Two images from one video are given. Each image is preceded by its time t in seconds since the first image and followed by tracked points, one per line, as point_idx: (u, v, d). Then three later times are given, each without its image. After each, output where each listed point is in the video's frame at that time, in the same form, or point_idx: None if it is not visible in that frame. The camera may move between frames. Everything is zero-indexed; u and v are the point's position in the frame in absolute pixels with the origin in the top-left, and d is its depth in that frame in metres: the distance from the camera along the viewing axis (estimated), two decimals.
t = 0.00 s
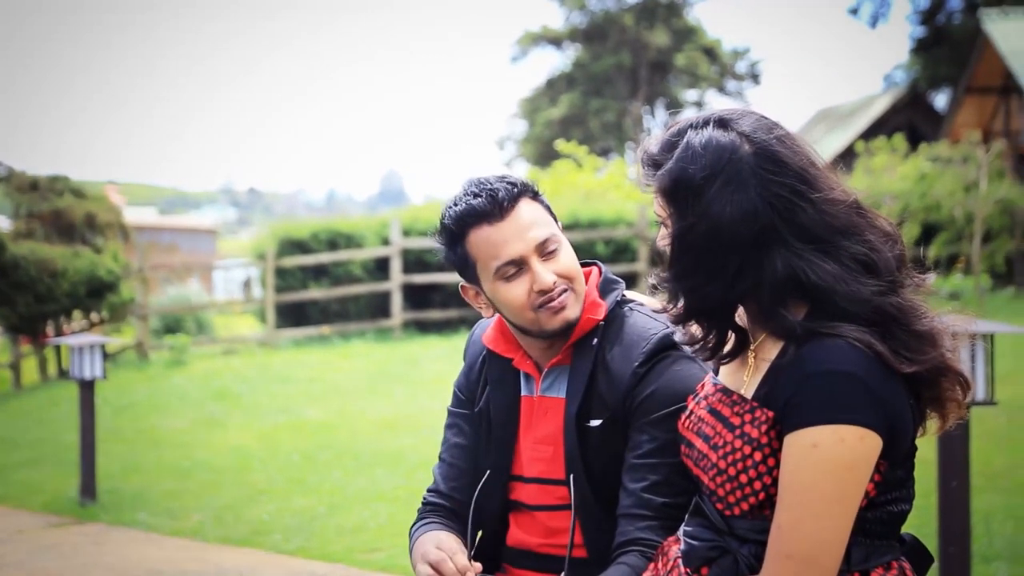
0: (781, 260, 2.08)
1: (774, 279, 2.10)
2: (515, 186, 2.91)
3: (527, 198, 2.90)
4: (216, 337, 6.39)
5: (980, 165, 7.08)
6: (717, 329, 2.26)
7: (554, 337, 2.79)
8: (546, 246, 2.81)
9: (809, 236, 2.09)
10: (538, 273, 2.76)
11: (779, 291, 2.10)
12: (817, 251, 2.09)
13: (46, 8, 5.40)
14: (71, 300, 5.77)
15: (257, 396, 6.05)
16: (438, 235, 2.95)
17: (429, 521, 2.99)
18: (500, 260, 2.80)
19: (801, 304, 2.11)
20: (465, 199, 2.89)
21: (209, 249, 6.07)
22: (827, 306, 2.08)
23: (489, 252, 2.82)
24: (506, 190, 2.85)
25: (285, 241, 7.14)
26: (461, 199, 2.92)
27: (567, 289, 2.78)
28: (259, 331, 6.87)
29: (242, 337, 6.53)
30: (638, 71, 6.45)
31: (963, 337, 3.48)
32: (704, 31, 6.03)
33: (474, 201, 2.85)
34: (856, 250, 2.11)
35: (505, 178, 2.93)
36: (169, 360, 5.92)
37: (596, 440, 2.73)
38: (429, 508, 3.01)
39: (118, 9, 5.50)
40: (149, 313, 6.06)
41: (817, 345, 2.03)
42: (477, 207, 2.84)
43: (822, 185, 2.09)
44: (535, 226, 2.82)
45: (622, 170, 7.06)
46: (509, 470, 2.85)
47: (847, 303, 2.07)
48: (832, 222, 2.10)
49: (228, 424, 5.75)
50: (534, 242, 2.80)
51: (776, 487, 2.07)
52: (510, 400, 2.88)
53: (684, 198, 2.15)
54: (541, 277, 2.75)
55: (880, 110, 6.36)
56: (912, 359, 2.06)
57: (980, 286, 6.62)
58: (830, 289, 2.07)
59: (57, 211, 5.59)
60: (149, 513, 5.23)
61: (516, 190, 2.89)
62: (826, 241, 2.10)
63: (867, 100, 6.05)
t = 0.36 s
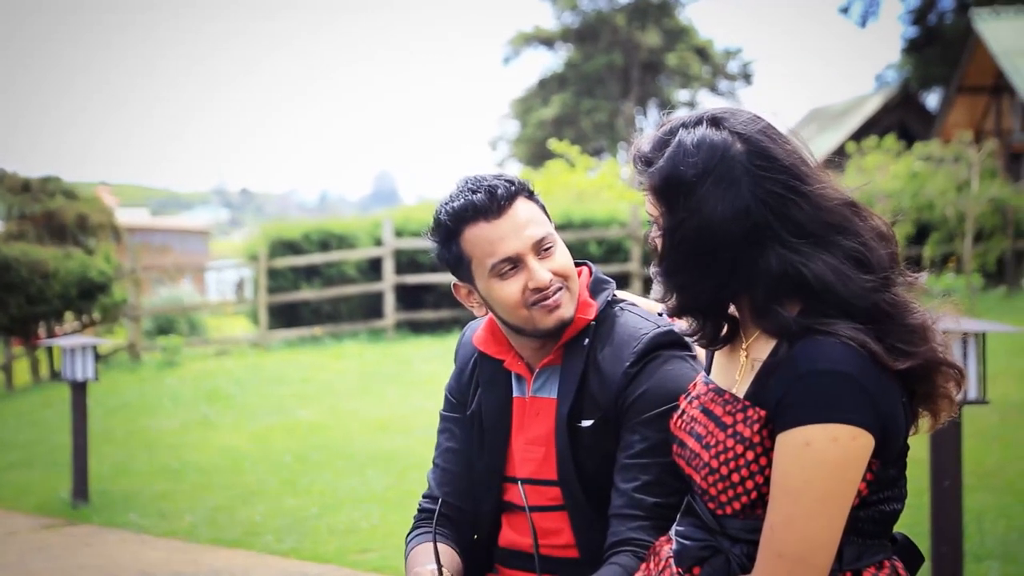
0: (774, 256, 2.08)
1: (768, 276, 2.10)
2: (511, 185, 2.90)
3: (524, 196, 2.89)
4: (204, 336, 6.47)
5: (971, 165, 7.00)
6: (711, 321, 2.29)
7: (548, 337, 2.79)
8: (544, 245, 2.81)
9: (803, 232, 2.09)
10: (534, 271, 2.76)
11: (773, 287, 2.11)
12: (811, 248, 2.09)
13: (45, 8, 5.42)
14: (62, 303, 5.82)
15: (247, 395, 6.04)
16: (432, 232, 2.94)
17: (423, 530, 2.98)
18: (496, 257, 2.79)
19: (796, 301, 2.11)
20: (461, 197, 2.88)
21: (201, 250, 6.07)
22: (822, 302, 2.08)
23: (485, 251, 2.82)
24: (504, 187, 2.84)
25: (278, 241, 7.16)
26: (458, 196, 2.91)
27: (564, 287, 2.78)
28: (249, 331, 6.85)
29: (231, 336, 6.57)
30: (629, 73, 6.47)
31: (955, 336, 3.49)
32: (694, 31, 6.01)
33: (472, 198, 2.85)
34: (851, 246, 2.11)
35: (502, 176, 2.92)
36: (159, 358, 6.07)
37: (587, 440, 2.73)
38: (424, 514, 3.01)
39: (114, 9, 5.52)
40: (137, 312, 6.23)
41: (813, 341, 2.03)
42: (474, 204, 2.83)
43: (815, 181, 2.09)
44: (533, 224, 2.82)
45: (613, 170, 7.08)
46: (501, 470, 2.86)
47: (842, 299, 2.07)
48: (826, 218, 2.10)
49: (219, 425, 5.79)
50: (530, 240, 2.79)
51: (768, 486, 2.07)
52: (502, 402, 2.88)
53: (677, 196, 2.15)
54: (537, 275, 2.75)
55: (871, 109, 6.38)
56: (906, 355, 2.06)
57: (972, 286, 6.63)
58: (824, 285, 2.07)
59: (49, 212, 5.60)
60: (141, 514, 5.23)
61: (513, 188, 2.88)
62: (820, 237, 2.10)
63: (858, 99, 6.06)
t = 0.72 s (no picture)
0: (759, 256, 2.08)
1: (753, 276, 2.10)
2: (501, 183, 2.88)
3: (514, 195, 2.89)
4: (188, 336, 6.62)
5: (955, 165, 7.23)
6: (695, 320, 2.29)
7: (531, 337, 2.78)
8: (533, 244, 2.80)
9: (788, 231, 2.09)
10: (522, 270, 2.75)
11: (758, 287, 2.11)
12: (796, 247, 2.10)
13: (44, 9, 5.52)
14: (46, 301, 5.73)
15: (231, 395, 6.12)
16: (420, 229, 2.92)
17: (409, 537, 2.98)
18: (484, 255, 2.78)
19: (782, 300, 2.11)
20: (450, 194, 2.86)
21: (187, 250, 6.11)
22: (808, 302, 2.08)
23: (474, 249, 2.80)
24: (494, 186, 2.83)
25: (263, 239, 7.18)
26: (447, 193, 2.89)
27: (552, 287, 2.78)
28: (232, 331, 7.07)
29: (215, 337, 6.79)
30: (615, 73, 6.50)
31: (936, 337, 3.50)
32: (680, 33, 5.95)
33: (462, 196, 2.83)
34: (835, 247, 2.12)
35: (493, 175, 2.91)
36: (141, 358, 6.17)
37: (570, 441, 2.73)
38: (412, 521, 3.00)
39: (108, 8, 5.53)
40: (121, 313, 6.20)
41: (798, 341, 2.03)
42: (465, 202, 2.82)
43: (799, 181, 2.10)
44: (523, 223, 2.81)
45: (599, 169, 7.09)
46: (486, 471, 2.85)
47: (827, 299, 2.08)
48: (811, 218, 2.11)
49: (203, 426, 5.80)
50: (519, 240, 2.78)
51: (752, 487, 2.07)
52: (486, 403, 2.88)
53: (662, 196, 2.14)
54: (525, 274, 2.75)
55: (857, 110, 6.41)
56: (890, 355, 2.07)
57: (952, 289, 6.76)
58: (808, 284, 2.07)
59: (32, 211, 5.50)
60: (124, 515, 5.19)
61: (503, 186, 2.87)
62: (805, 237, 2.10)
63: (844, 100, 6.07)
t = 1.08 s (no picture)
0: (745, 252, 2.08)
1: (739, 272, 2.10)
2: (485, 182, 2.87)
3: (498, 193, 2.88)
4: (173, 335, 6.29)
5: (937, 165, 7.12)
6: (680, 317, 2.29)
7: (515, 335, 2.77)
8: (517, 244, 2.79)
9: (774, 228, 2.09)
10: (507, 269, 2.75)
11: (745, 284, 2.11)
12: (783, 244, 2.10)
13: (44, 9, 5.50)
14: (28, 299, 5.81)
15: (216, 393, 5.97)
16: (404, 226, 2.90)
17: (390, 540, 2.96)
18: (469, 254, 2.77)
19: (767, 296, 2.11)
20: (434, 192, 2.85)
21: (170, 249, 6.06)
22: (794, 298, 2.07)
23: (458, 247, 2.79)
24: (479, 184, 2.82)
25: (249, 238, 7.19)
26: (432, 190, 2.88)
27: (536, 286, 2.78)
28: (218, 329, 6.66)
29: (200, 336, 6.36)
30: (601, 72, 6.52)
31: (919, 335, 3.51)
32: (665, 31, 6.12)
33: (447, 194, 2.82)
34: (821, 244, 2.12)
35: (478, 173, 2.91)
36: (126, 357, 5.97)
37: (554, 440, 2.73)
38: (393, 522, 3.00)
39: (108, 8, 5.52)
40: (104, 311, 6.06)
41: (783, 339, 2.02)
42: (449, 201, 2.81)
43: (785, 179, 2.09)
44: (508, 222, 2.80)
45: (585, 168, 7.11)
46: (470, 471, 2.85)
47: (812, 296, 2.08)
48: (796, 216, 2.11)
49: (187, 421, 5.80)
50: (503, 239, 2.77)
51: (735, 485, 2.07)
52: (471, 403, 2.87)
53: (647, 192, 2.14)
54: (509, 273, 2.74)
55: (841, 110, 6.44)
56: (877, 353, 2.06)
57: (938, 286, 6.71)
58: (794, 281, 2.07)
59: (15, 210, 5.64)
60: (106, 512, 5.29)
61: (488, 184, 2.87)
62: (791, 234, 2.10)
63: (828, 100, 6.08)
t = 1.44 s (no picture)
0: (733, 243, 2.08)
1: (728, 264, 2.11)
2: (469, 178, 2.87)
3: (483, 189, 2.88)
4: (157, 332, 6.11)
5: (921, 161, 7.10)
6: (667, 310, 2.30)
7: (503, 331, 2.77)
8: (501, 239, 2.79)
9: (762, 219, 2.10)
10: (492, 265, 2.74)
11: (733, 276, 2.11)
12: (771, 235, 2.10)
13: (42, 9, 5.50)
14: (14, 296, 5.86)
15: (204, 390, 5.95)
16: (388, 223, 2.90)
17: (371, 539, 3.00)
18: (454, 251, 2.77)
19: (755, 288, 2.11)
20: (418, 188, 2.85)
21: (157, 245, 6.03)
22: (783, 289, 2.08)
23: (443, 244, 2.78)
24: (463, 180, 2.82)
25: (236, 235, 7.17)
26: (416, 186, 2.88)
27: (522, 281, 2.78)
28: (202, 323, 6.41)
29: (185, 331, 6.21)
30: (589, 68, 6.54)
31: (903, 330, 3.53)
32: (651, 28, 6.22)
33: (431, 190, 2.82)
34: (810, 234, 2.13)
35: (462, 168, 2.90)
36: (114, 352, 5.95)
37: (541, 435, 2.73)
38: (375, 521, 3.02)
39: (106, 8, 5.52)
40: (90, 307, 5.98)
41: (772, 330, 2.02)
42: (433, 197, 2.81)
43: (774, 170, 2.10)
44: (492, 218, 2.80)
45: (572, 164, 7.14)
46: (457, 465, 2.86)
47: (801, 287, 2.09)
48: (785, 207, 2.12)
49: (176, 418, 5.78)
50: (488, 235, 2.77)
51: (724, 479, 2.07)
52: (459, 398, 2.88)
53: (635, 185, 2.14)
54: (495, 270, 2.74)
55: (825, 106, 6.47)
56: (864, 342, 2.07)
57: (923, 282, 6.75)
58: (783, 272, 2.08)
59: None
60: (90, 509, 5.43)
61: (473, 181, 2.86)
62: (780, 226, 2.11)
63: (813, 96, 6.11)
